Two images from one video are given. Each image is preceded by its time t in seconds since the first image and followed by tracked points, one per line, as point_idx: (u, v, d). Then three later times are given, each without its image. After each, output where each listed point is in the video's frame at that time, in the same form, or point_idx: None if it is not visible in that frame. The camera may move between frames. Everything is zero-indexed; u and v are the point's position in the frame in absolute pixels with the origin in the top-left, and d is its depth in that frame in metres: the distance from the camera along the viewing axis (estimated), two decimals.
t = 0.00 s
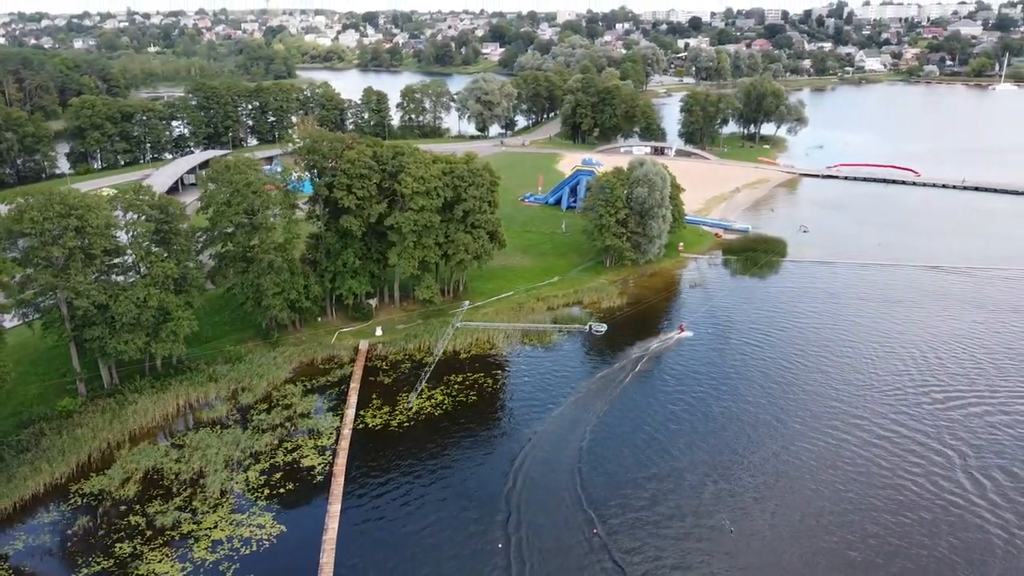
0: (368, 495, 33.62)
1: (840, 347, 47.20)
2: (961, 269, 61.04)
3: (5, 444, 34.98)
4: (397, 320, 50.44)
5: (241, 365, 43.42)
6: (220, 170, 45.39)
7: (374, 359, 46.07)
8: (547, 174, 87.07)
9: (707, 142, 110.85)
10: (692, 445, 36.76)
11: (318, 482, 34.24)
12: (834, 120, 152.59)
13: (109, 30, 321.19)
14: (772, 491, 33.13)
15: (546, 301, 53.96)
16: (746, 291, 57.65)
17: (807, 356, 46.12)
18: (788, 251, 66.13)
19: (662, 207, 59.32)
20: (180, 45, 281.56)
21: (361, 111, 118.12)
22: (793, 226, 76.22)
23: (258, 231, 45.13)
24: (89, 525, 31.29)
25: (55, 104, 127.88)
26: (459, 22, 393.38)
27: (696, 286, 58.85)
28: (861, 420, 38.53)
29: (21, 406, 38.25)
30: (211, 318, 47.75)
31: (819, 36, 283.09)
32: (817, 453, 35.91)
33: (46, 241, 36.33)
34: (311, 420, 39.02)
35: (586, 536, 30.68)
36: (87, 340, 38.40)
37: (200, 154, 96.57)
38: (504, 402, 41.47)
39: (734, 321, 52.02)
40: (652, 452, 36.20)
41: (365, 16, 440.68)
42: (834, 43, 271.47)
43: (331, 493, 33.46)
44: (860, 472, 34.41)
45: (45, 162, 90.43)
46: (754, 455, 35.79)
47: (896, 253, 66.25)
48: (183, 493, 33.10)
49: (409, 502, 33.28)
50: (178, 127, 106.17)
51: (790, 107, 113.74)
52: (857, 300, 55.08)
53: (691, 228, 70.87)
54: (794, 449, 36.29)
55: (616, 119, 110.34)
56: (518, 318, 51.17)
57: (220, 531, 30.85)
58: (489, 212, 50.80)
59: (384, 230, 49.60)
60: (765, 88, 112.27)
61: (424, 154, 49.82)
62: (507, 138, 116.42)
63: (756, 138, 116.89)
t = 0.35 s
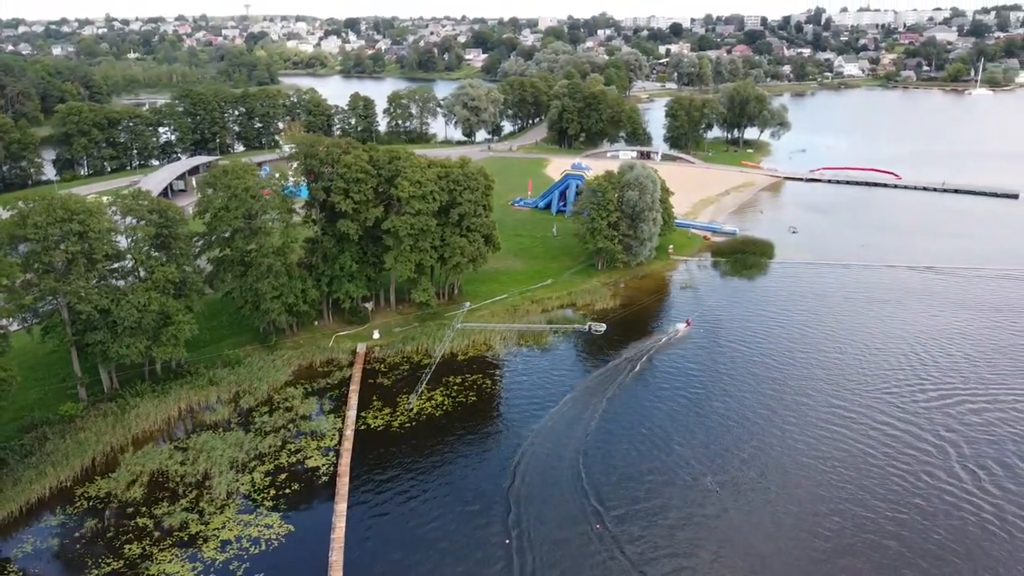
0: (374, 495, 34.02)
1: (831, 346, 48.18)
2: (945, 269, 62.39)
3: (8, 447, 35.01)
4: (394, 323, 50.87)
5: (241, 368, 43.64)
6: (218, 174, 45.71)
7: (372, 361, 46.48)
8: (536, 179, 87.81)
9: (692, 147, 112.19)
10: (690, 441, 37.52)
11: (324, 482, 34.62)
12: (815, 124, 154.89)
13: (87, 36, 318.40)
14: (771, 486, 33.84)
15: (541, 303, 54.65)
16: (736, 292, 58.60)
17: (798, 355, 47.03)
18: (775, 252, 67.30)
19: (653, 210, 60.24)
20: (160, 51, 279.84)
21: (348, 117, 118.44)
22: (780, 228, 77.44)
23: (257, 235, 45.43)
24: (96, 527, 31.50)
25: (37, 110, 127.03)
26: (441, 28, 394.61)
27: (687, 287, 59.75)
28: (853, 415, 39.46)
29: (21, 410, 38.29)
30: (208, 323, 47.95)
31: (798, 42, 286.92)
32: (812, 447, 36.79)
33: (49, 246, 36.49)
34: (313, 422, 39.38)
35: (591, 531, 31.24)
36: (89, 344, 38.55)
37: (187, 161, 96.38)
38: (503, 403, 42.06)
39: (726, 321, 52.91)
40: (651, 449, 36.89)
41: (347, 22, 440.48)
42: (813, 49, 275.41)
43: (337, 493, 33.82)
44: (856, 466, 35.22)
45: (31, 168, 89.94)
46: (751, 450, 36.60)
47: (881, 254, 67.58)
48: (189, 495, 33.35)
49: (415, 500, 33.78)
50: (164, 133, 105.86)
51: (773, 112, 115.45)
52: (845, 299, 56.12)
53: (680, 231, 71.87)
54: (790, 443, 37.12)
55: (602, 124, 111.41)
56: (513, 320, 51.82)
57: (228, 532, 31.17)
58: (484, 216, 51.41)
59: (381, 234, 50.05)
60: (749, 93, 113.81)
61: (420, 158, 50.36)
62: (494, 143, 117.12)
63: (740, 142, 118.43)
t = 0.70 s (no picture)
0: (379, 495, 34.45)
1: (820, 345, 49.26)
2: (926, 269, 63.96)
3: (12, 452, 35.11)
4: (390, 326, 51.37)
5: (240, 373, 43.91)
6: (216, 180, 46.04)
7: (371, 365, 46.94)
8: (524, 184, 88.67)
9: (675, 152, 113.64)
10: (688, 437, 38.38)
11: (329, 483, 35.05)
12: (794, 129, 157.15)
13: (63, 43, 315.25)
14: (768, 482, 34.67)
15: (535, 306, 55.39)
16: (725, 293, 59.68)
17: (789, 354, 48.06)
18: (761, 255, 68.54)
19: (643, 214, 61.21)
20: (139, 58, 277.95)
21: (333, 123, 118.79)
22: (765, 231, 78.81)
23: (255, 239, 45.78)
24: (105, 530, 31.72)
25: (18, 117, 125.94)
26: (422, 35, 395.66)
27: (677, 289, 60.76)
28: (844, 411, 40.52)
29: (23, 415, 38.36)
30: (205, 327, 48.17)
31: (776, 48, 290.69)
32: (806, 442, 37.75)
33: (53, 250, 36.66)
34: (315, 424, 39.77)
35: (595, 527, 31.87)
36: (90, 349, 38.73)
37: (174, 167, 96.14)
38: (502, 403, 42.74)
39: (716, 322, 53.89)
40: (650, 446, 37.68)
41: (326, 29, 440.09)
42: (790, 55, 279.32)
43: (343, 493, 34.28)
44: (850, 461, 36.14)
45: (16, 176, 89.38)
46: (747, 445, 37.52)
47: (865, 255, 68.96)
48: (196, 497, 33.63)
49: (420, 498, 34.35)
50: (150, 139, 105.53)
51: (755, 117, 117.23)
52: (832, 300, 57.36)
53: (668, 234, 72.99)
54: (784, 438, 38.09)
55: (587, 129, 112.60)
56: (508, 323, 52.50)
57: (237, 532, 31.52)
58: (479, 220, 52.08)
59: (377, 238, 50.53)
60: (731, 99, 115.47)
61: (415, 164, 50.95)
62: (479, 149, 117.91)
63: (723, 147, 120.13)
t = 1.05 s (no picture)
0: (384, 494, 34.90)
1: (810, 343, 50.24)
2: (911, 269, 65.33)
3: (15, 456, 35.18)
4: (386, 329, 51.81)
5: (240, 375, 44.16)
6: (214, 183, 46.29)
7: (369, 367, 47.34)
8: (513, 188, 89.37)
9: (661, 156, 114.87)
10: (686, 434, 39.15)
11: (334, 483, 35.45)
12: (776, 133, 159.21)
13: (41, 48, 312.07)
14: (766, 476, 35.44)
15: (529, 308, 56.03)
16: (715, 294, 60.62)
17: (780, 353, 48.97)
18: (749, 256, 69.66)
19: (634, 217, 62.05)
20: (118, 63, 275.88)
21: (320, 128, 119.16)
22: (752, 233, 79.98)
23: (254, 243, 46.08)
24: (113, 531, 31.93)
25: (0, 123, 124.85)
26: (404, 39, 395.61)
27: (668, 290, 61.64)
28: (837, 407, 41.47)
29: (24, 419, 38.41)
30: (203, 331, 48.33)
31: (756, 53, 293.93)
32: (801, 437, 38.63)
33: (56, 254, 36.80)
34: (317, 425, 40.15)
35: (600, 521, 32.49)
36: (92, 352, 38.87)
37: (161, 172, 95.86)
38: (501, 403, 43.35)
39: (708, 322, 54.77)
40: (649, 442, 38.40)
41: (307, 34, 439.27)
42: (770, 60, 282.69)
43: (348, 492, 34.68)
44: (844, 454, 37.06)
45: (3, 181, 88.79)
46: (743, 441, 38.35)
47: (850, 256, 70.31)
48: (202, 498, 33.91)
49: (426, 495, 34.85)
50: (137, 144, 105.13)
51: (739, 121, 118.78)
52: (820, 300, 58.46)
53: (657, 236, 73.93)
54: (779, 434, 38.95)
55: (574, 133, 113.59)
56: (503, 324, 53.11)
57: (246, 532, 31.85)
58: (474, 223, 52.66)
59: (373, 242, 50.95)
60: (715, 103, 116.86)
61: (411, 168, 51.44)
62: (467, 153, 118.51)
63: (707, 151, 121.58)
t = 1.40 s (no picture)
0: (389, 493, 35.35)
1: (800, 343, 51.26)
2: (895, 270, 66.75)
3: (19, 460, 35.25)
4: (382, 332, 52.25)
5: (239, 379, 44.42)
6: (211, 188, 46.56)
7: (368, 369, 47.75)
8: (501, 192, 90.08)
9: (645, 160, 116.18)
10: (683, 431, 39.94)
11: (339, 483, 35.86)
12: (756, 138, 161.27)
13: (17, 53, 308.54)
14: (764, 470, 36.32)
15: (523, 310, 56.70)
16: (705, 295, 61.58)
17: (772, 352, 49.94)
18: (737, 258, 70.81)
19: (624, 220, 62.97)
20: (96, 69, 273.47)
21: (306, 134, 119.95)
22: (738, 236, 81.17)
23: (252, 247, 46.39)
24: (121, 533, 32.19)
25: None
26: (384, 45, 395.52)
27: (659, 292, 62.57)
28: (829, 403, 42.48)
29: (26, 424, 38.49)
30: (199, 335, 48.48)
31: (734, 59, 297.18)
32: (795, 432, 39.55)
33: (59, 259, 36.97)
34: (319, 427, 40.53)
35: (604, 516, 33.13)
36: (94, 356, 39.03)
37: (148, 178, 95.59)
38: (499, 403, 43.98)
39: (699, 323, 55.65)
40: (648, 439, 39.17)
41: (287, 40, 437.86)
42: (748, 65, 286.28)
43: (354, 492, 35.10)
44: (838, 448, 38.01)
45: None
46: (740, 437, 39.23)
47: (834, 257, 71.70)
48: (209, 499, 34.22)
49: (431, 493, 35.42)
50: (122, 151, 104.67)
51: (721, 125, 120.41)
52: (809, 300, 59.60)
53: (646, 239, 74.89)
54: (775, 429, 39.86)
55: (560, 138, 114.63)
56: (498, 326, 53.74)
57: (254, 532, 32.22)
58: (468, 227, 53.30)
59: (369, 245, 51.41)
60: (698, 108, 118.30)
61: (407, 172, 52.02)
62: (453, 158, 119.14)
63: (690, 156, 123.11)
